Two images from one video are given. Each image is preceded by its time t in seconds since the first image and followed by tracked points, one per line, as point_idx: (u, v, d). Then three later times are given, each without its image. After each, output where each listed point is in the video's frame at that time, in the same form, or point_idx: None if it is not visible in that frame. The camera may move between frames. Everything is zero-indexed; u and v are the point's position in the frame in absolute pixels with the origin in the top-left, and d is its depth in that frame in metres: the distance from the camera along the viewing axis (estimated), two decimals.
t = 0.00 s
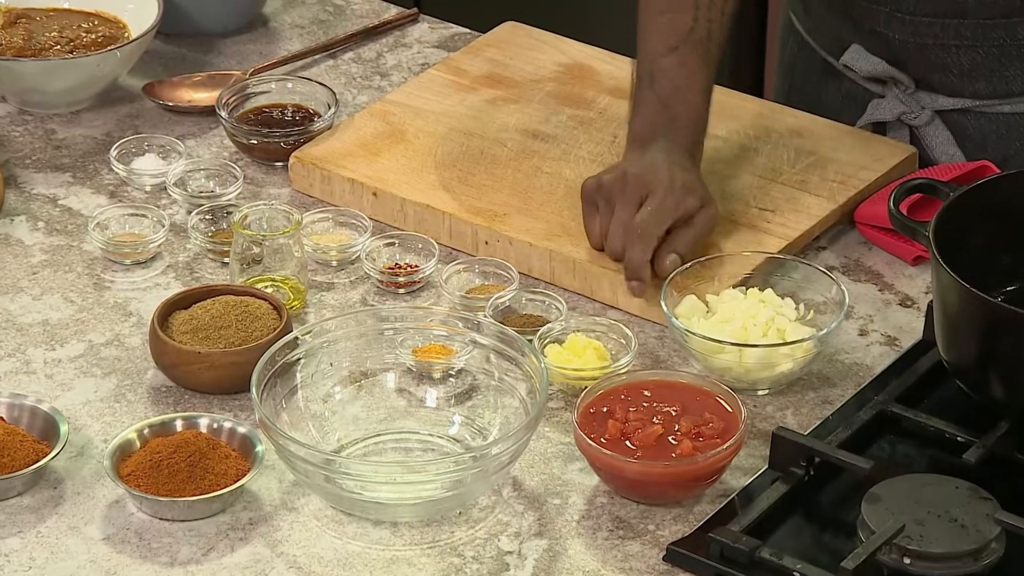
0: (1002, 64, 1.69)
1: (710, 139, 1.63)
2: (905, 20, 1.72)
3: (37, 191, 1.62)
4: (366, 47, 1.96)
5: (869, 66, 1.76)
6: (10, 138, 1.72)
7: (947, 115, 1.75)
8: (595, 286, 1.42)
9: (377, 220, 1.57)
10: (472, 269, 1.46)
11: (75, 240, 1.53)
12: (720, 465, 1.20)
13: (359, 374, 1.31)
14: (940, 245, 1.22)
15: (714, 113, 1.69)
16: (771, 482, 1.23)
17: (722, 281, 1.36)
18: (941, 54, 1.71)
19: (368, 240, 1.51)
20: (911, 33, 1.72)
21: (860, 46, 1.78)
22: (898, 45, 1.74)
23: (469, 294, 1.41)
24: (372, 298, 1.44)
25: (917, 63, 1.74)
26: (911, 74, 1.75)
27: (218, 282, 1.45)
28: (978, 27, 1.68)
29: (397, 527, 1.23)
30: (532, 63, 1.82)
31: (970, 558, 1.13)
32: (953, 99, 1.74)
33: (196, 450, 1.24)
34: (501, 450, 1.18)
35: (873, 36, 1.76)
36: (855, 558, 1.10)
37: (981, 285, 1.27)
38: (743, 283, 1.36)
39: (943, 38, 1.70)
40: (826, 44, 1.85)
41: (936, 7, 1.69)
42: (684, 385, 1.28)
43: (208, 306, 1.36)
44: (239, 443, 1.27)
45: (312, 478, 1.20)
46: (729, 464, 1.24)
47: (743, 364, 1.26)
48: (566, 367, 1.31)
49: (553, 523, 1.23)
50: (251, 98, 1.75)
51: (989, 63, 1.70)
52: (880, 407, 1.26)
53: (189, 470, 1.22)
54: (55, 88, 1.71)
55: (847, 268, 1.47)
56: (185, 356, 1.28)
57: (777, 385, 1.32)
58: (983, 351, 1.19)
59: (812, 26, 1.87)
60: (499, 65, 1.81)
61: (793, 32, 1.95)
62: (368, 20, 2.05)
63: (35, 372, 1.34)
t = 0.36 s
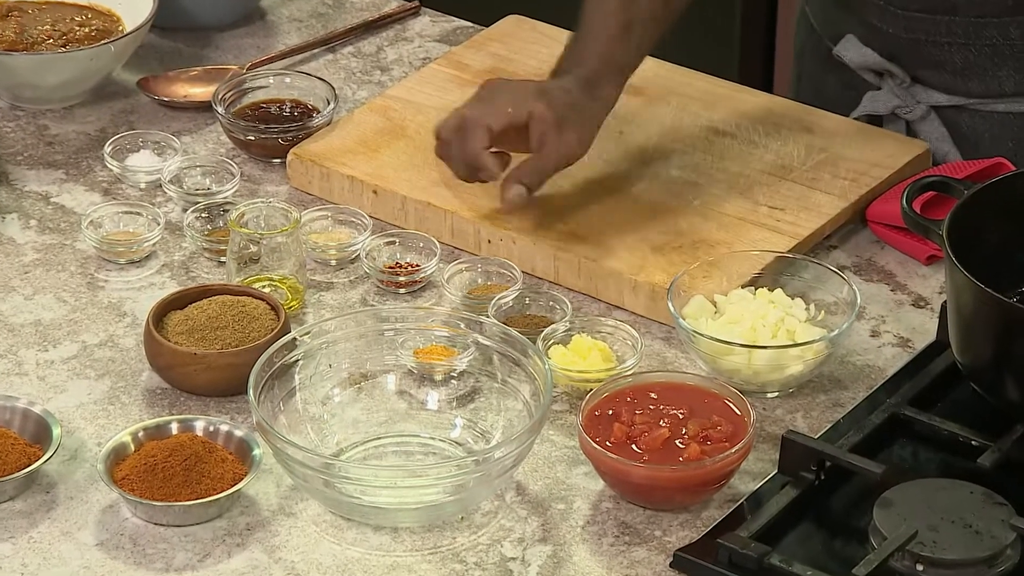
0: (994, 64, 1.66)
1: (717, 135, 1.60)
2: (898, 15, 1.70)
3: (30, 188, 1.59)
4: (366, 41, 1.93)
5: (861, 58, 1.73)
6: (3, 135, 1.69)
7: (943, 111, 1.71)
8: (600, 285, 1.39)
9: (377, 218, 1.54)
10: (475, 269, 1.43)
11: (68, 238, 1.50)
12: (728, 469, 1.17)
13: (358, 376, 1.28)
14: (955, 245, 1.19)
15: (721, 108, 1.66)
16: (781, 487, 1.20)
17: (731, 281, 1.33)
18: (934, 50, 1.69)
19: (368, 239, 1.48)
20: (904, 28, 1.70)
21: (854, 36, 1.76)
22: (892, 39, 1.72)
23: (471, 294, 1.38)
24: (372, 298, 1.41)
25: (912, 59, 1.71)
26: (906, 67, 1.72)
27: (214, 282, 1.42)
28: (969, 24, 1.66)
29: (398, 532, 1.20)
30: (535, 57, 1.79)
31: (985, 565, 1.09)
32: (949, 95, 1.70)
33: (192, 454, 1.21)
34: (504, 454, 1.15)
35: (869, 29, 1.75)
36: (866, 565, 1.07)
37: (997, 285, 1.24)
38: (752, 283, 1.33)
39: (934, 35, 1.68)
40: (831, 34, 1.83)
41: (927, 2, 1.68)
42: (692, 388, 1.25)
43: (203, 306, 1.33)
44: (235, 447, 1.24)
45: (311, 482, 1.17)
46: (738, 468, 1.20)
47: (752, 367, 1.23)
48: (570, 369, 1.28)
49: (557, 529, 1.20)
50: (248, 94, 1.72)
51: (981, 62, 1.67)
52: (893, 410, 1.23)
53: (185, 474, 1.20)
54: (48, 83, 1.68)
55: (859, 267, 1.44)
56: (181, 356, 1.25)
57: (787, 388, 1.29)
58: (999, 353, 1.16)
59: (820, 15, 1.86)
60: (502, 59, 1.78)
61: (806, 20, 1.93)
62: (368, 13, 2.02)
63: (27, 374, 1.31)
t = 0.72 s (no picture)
0: None
1: (726, 132, 1.57)
2: (954, 19, 1.68)
3: (23, 185, 1.56)
4: (366, 36, 1.90)
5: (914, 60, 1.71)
6: None
7: (999, 116, 1.68)
8: (606, 285, 1.36)
9: (378, 216, 1.51)
10: (478, 268, 1.41)
11: (62, 237, 1.47)
12: (738, 474, 1.14)
13: (359, 378, 1.25)
14: (970, 244, 1.16)
15: (730, 105, 1.63)
16: (791, 492, 1.17)
17: (740, 281, 1.30)
18: (992, 55, 1.66)
19: (369, 238, 1.45)
20: (960, 33, 1.68)
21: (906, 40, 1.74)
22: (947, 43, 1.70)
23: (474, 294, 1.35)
24: (372, 298, 1.39)
25: (967, 64, 1.69)
26: (961, 71, 1.70)
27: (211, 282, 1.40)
28: None
29: (399, 538, 1.17)
30: (540, 52, 1.76)
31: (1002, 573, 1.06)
32: (1005, 99, 1.67)
33: (189, 457, 1.18)
34: (508, 458, 1.13)
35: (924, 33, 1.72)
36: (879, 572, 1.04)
37: (1013, 285, 1.21)
38: (762, 283, 1.30)
39: (992, 39, 1.65)
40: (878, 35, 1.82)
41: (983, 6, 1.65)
42: (700, 390, 1.22)
43: (200, 306, 1.30)
44: (233, 450, 1.21)
45: (310, 487, 1.14)
46: (747, 473, 1.18)
47: (762, 369, 1.20)
48: (576, 371, 1.25)
49: (562, 534, 1.17)
50: (246, 89, 1.69)
51: None
52: (906, 414, 1.20)
53: (181, 478, 1.17)
54: (41, 78, 1.66)
55: (871, 266, 1.41)
56: (178, 358, 1.23)
57: (797, 390, 1.26)
58: (1015, 355, 1.13)
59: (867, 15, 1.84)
60: (505, 54, 1.76)
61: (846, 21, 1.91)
62: (368, 7, 1.99)
63: (20, 376, 1.28)
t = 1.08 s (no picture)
0: None
1: (734, 128, 1.54)
2: (1010, 28, 1.66)
3: (15, 183, 1.53)
4: (365, 30, 1.88)
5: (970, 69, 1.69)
6: None
7: None
8: (609, 284, 1.33)
9: (377, 214, 1.48)
10: (479, 268, 1.38)
11: (55, 235, 1.45)
12: (744, 478, 1.12)
13: (358, 380, 1.23)
14: (983, 244, 1.14)
15: (736, 101, 1.60)
16: (799, 496, 1.14)
17: (748, 281, 1.27)
18: None
19: (368, 236, 1.43)
20: (1017, 41, 1.66)
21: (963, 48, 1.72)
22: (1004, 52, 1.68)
23: (476, 294, 1.33)
24: (372, 298, 1.36)
25: None
26: (1020, 81, 1.67)
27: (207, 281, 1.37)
28: None
29: (399, 543, 1.15)
30: (543, 46, 1.73)
31: None
32: None
33: (184, 460, 1.16)
34: (510, 461, 1.10)
35: (979, 42, 1.70)
36: None
37: None
38: (769, 283, 1.28)
39: None
40: (928, 45, 1.78)
41: None
42: (706, 392, 1.20)
43: (196, 306, 1.27)
44: (229, 453, 1.19)
45: (308, 491, 1.11)
46: (754, 476, 1.15)
47: (769, 371, 1.18)
48: (580, 372, 1.22)
49: (565, 539, 1.14)
50: (242, 85, 1.67)
51: None
52: (917, 416, 1.17)
53: (177, 482, 1.14)
54: (33, 73, 1.63)
55: (882, 266, 1.39)
56: (172, 359, 1.20)
57: (805, 392, 1.24)
58: None
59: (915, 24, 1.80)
60: (508, 48, 1.73)
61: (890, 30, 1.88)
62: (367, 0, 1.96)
63: (12, 377, 1.26)
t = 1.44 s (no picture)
0: None
1: (742, 124, 1.52)
2: None
3: (8, 180, 1.51)
4: (366, 24, 1.85)
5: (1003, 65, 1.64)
6: None
7: None
8: (615, 284, 1.31)
9: (378, 212, 1.46)
10: (482, 268, 1.36)
11: (48, 234, 1.42)
12: (753, 482, 1.09)
13: (358, 382, 1.20)
14: (998, 243, 1.11)
15: (744, 97, 1.58)
16: (809, 501, 1.11)
17: (756, 280, 1.25)
18: None
19: (369, 235, 1.41)
20: None
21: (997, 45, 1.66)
22: None
23: (478, 294, 1.30)
24: (372, 298, 1.34)
25: None
26: None
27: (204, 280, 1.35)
28: None
29: (400, 548, 1.12)
30: (547, 41, 1.71)
31: None
32: None
33: (180, 464, 1.13)
34: (513, 465, 1.07)
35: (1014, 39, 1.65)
36: None
37: None
38: (779, 283, 1.25)
39: None
40: (963, 42, 1.74)
41: None
42: (714, 394, 1.17)
43: (192, 307, 1.25)
44: (226, 457, 1.16)
45: (307, 495, 1.09)
46: (763, 480, 1.12)
47: (779, 373, 1.15)
48: (585, 374, 1.20)
49: (570, 544, 1.11)
50: (240, 80, 1.64)
51: None
52: (930, 419, 1.15)
53: (173, 486, 1.12)
54: (26, 68, 1.61)
55: (893, 265, 1.36)
56: (168, 360, 1.18)
57: (815, 394, 1.21)
58: None
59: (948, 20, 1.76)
60: (511, 43, 1.71)
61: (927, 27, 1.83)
62: None
63: (4, 379, 1.23)
